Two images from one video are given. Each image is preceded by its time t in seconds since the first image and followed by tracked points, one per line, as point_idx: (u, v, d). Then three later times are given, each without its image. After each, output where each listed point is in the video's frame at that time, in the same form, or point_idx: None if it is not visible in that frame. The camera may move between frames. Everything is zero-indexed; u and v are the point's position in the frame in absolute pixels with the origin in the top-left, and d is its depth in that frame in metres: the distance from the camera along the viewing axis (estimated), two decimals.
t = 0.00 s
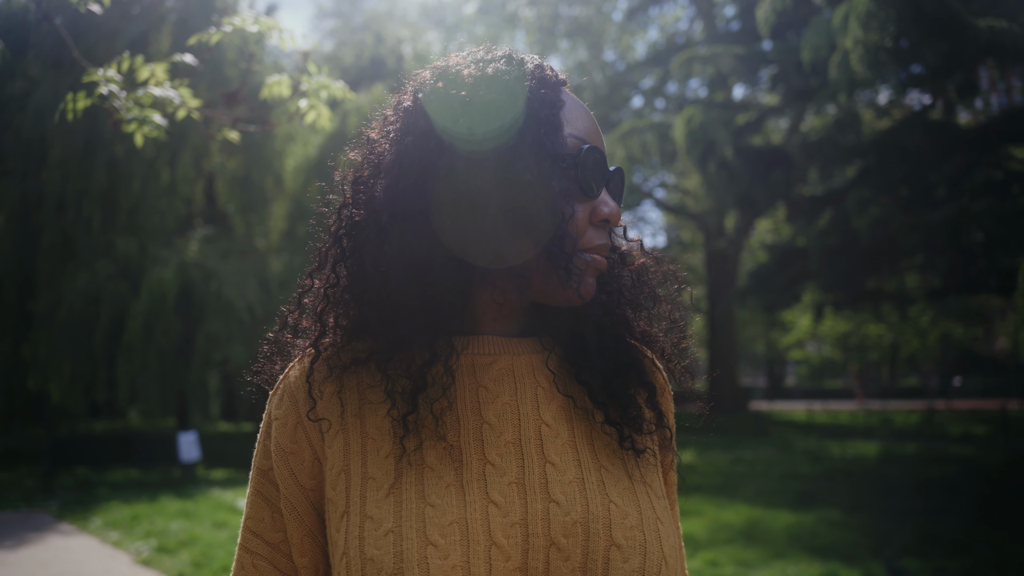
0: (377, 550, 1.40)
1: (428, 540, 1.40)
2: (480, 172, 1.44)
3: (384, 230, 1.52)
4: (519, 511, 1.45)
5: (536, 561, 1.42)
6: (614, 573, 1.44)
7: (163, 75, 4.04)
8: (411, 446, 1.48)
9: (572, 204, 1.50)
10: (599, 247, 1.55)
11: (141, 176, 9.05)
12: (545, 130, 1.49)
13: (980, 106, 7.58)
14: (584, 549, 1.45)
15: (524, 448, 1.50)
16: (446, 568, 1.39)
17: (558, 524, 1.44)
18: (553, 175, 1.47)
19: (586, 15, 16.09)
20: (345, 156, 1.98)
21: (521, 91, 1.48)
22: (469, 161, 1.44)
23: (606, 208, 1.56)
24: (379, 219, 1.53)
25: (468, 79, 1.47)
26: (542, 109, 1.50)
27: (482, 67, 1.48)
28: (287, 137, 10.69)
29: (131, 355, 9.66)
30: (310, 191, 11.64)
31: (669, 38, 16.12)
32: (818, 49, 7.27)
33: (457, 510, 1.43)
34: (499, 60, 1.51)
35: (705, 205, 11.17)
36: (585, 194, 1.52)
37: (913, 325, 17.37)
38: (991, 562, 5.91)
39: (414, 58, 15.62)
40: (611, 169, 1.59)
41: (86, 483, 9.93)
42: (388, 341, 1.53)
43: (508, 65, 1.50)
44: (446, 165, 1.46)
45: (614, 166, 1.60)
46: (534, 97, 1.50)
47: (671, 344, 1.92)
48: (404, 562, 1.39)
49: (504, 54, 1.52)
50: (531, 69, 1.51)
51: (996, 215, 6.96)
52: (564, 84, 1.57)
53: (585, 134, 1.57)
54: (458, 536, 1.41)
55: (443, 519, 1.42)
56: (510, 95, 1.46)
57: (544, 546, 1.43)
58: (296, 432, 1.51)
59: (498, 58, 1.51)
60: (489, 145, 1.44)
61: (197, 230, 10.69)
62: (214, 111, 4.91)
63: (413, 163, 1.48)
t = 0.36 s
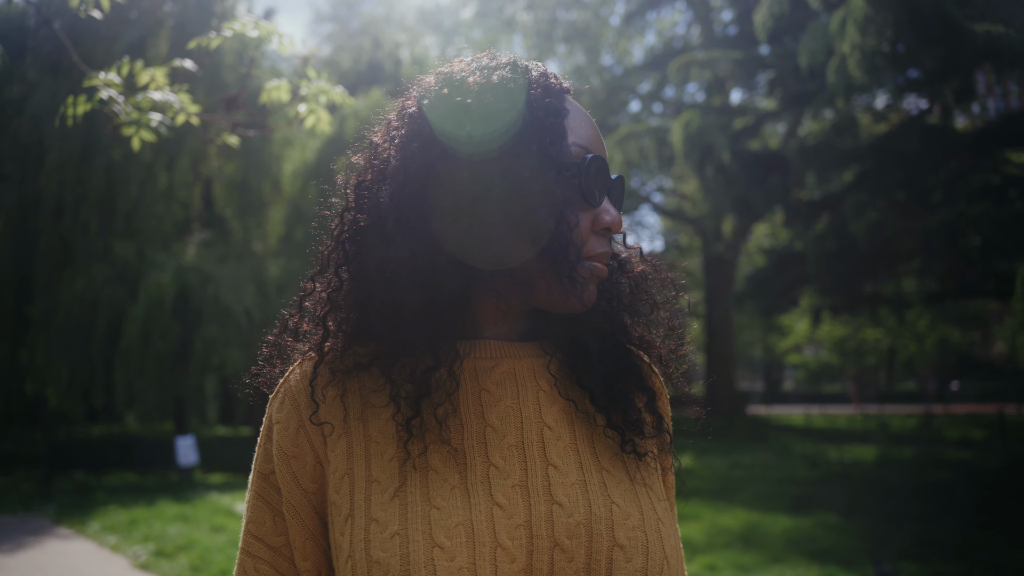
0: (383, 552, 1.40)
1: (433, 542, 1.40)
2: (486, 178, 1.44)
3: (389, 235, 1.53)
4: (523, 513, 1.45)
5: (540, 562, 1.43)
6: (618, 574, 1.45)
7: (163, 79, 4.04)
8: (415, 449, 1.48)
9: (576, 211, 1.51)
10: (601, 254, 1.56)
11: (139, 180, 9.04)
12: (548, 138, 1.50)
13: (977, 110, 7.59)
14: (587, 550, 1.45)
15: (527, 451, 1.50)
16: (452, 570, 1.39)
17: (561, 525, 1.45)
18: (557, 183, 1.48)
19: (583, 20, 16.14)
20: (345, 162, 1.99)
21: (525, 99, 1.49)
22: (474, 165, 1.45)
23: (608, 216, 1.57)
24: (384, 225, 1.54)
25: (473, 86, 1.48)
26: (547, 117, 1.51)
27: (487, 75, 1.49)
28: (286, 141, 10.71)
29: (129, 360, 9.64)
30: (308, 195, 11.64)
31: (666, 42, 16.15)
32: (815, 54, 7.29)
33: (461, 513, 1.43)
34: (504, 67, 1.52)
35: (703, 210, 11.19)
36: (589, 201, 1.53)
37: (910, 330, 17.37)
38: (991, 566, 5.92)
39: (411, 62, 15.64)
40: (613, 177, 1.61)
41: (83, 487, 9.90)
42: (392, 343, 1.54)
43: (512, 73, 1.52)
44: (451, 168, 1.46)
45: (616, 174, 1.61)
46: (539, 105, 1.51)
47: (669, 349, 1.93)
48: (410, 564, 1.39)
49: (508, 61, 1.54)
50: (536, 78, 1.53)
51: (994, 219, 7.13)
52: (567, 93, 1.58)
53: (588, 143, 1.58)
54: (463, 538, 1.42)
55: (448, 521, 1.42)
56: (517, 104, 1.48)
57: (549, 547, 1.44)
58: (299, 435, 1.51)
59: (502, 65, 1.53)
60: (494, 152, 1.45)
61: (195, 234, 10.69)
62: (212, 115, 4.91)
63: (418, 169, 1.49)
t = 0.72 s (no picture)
0: (403, 545, 1.41)
1: (453, 536, 1.42)
2: (505, 177, 1.45)
3: (409, 233, 1.54)
4: (542, 507, 1.46)
5: (559, 556, 1.44)
6: (635, 569, 1.45)
7: (178, 79, 4.06)
8: (433, 444, 1.49)
9: (595, 210, 1.53)
10: (619, 253, 1.57)
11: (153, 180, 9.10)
12: (567, 136, 1.51)
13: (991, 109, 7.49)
14: (605, 545, 1.46)
15: (544, 446, 1.51)
16: (472, 564, 1.40)
17: (579, 519, 1.45)
18: (575, 182, 1.50)
19: (595, 19, 16.01)
20: (363, 160, 1.99)
21: (544, 98, 1.51)
22: (491, 163, 1.45)
23: (625, 215, 1.58)
24: (403, 222, 1.55)
25: (493, 85, 1.51)
26: (566, 116, 1.52)
27: (507, 75, 1.51)
28: (298, 141, 10.75)
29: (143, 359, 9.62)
30: (320, 194, 11.68)
31: (678, 41, 16.12)
32: (828, 53, 7.25)
33: (480, 507, 1.45)
34: (522, 67, 1.54)
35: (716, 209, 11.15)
36: (607, 200, 1.54)
37: (924, 329, 17.27)
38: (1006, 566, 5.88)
39: (423, 62, 15.66)
40: (631, 176, 1.62)
41: (98, 484, 9.98)
42: (412, 339, 1.55)
43: (531, 72, 1.54)
44: (470, 165, 1.47)
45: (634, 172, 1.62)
46: (560, 104, 1.52)
47: (685, 347, 1.93)
48: (430, 557, 1.40)
49: (527, 60, 1.55)
50: (557, 76, 1.55)
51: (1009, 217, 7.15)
52: (586, 91, 1.59)
53: (607, 142, 1.59)
54: (483, 532, 1.43)
55: (467, 515, 1.43)
56: (537, 103, 1.50)
57: (566, 541, 1.44)
58: (318, 431, 1.52)
59: (521, 65, 1.54)
60: (513, 150, 1.46)
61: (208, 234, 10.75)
62: (227, 115, 4.94)
63: (437, 166, 1.50)
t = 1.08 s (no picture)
0: (410, 541, 1.41)
1: (460, 532, 1.42)
2: (515, 177, 1.45)
3: (418, 231, 1.54)
4: (548, 503, 1.46)
5: (565, 552, 1.44)
6: (640, 564, 1.46)
7: (189, 80, 4.08)
8: (441, 441, 1.49)
9: (603, 210, 1.53)
10: (626, 253, 1.58)
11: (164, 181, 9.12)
12: (575, 136, 1.51)
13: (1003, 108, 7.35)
14: (611, 540, 1.46)
15: (551, 443, 1.51)
16: (479, 559, 1.40)
17: (585, 515, 1.45)
18: (583, 182, 1.50)
19: (605, 19, 16.04)
20: (371, 161, 2.00)
21: (553, 99, 1.51)
22: (500, 163, 1.46)
23: (631, 215, 1.59)
24: (412, 221, 1.55)
25: (502, 87, 1.50)
26: (574, 118, 1.52)
27: (515, 76, 1.51)
28: (308, 142, 10.77)
29: (152, 358, 9.78)
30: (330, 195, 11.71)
31: (688, 41, 16.09)
32: (839, 53, 7.21)
33: (487, 502, 1.45)
34: (530, 69, 1.54)
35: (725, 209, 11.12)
36: (614, 200, 1.55)
37: (935, 331, 17.17)
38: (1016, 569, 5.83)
39: (433, 62, 15.68)
40: (637, 177, 1.62)
41: (108, 483, 10.03)
42: (420, 337, 1.55)
43: (539, 74, 1.54)
44: (477, 163, 1.47)
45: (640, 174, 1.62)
46: (567, 106, 1.52)
47: (689, 347, 1.93)
48: (438, 553, 1.40)
49: (535, 62, 1.56)
50: (565, 78, 1.55)
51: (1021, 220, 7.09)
52: (593, 93, 1.59)
53: (613, 143, 1.59)
54: (490, 528, 1.43)
55: (474, 511, 1.43)
56: (546, 106, 1.50)
57: (573, 537, 1.44)
58: (326, 428, 1.52)
59: (529, 67, 1.54)
60: (522, 150, 1.47)
61: (218, 234, 10.80)
62: (238, 116, 4.96)
63: (446, 165, 1.49)
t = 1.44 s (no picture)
0: (397, 536, 1.41)
1: (445, 526, 1.42)
2: (504, 176, 1.46)
3: (407, 230, 1.54)
4: (532, 498, 1.47)
5: (549, 546, 1.44)
6: (623, 559, 1.46)
7: (184, 77, 4.09)
8: (428, 437, 1.50)
9: (589, 210, 1.54)
10: (612, 252, 1.59)
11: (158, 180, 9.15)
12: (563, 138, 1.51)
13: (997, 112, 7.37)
14: (594, 535, 1.46)
15: (536, 440, 1.52)
16: (464, 553, 1.41)
17: (569, 510, 1.46)
18: (570, 184, 1.51)
19: (601, 21, 16.04)
20: (361, 160, 2.01)
21: (540, 101, 1.51)
22: (489, 163, 1.47)
23: (617, 215, 1.59)
24: (400, 220, 1.55)
25: (491, 87, 1.50)
26: (562, 119, 1.53)
27: (505, 77, 1.51)
28: (303, 141, 10.77)
29: (147, 356, 9.77)
30: (325, 194, 11.71)
31: (685, 43, 16.11)
32: (833, 56, 7.25)
33: (472, 498, 1.45)
34: (519, 70, 1.54)
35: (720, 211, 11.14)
36: (601, 200, 1.55)
37: (929, 333, 17.22)
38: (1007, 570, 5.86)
39: (429, 62, 15.68)
40: (623, 178, 1.63)
41: (101, 482, 10.01)
42: (407, 334, 1.56)
43: (528, 75, 1.54)
44: (466, 161, 1.48)
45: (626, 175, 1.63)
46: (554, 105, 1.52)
47: (674, 346, 1.94)
48: (424, 547, 1.40)
49: (524, 64, 1.56)
50: (553, 79, 1.55)
51: (1014, 222, 7.16)
52: (580, 94, 1.60)
53: (600, 144, 1.60)
54: (475, 522, 1.43)
55: (460, 506, 1.44)
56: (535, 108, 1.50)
57: (557, 532, 1.45)
58: (314, 425, 1.53)
59: (518, 68, 1.55)
60: (511, 151, 1.47)
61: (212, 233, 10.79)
62: (232, 114, 4.95)
63: (436, 165, 1.49)
